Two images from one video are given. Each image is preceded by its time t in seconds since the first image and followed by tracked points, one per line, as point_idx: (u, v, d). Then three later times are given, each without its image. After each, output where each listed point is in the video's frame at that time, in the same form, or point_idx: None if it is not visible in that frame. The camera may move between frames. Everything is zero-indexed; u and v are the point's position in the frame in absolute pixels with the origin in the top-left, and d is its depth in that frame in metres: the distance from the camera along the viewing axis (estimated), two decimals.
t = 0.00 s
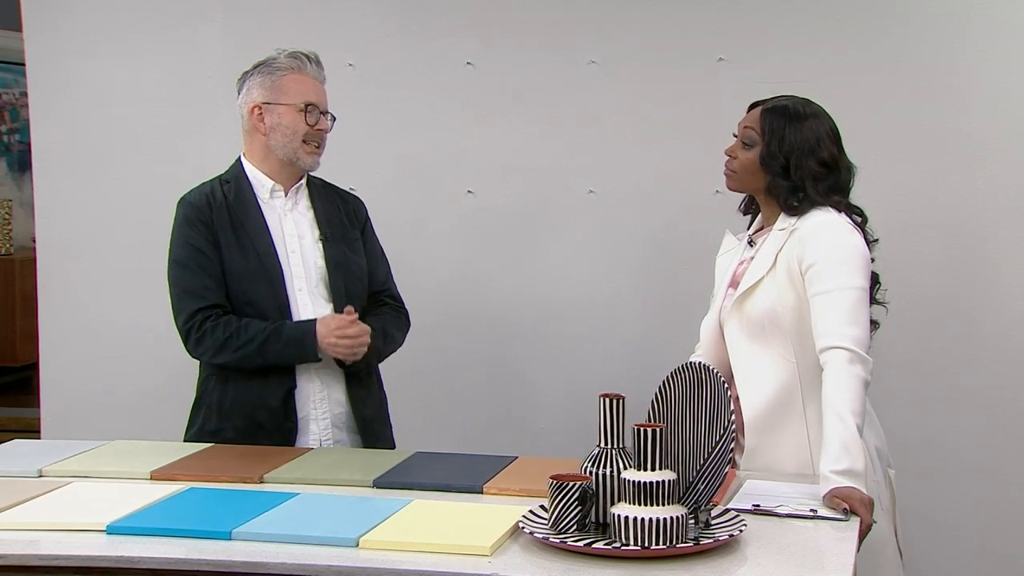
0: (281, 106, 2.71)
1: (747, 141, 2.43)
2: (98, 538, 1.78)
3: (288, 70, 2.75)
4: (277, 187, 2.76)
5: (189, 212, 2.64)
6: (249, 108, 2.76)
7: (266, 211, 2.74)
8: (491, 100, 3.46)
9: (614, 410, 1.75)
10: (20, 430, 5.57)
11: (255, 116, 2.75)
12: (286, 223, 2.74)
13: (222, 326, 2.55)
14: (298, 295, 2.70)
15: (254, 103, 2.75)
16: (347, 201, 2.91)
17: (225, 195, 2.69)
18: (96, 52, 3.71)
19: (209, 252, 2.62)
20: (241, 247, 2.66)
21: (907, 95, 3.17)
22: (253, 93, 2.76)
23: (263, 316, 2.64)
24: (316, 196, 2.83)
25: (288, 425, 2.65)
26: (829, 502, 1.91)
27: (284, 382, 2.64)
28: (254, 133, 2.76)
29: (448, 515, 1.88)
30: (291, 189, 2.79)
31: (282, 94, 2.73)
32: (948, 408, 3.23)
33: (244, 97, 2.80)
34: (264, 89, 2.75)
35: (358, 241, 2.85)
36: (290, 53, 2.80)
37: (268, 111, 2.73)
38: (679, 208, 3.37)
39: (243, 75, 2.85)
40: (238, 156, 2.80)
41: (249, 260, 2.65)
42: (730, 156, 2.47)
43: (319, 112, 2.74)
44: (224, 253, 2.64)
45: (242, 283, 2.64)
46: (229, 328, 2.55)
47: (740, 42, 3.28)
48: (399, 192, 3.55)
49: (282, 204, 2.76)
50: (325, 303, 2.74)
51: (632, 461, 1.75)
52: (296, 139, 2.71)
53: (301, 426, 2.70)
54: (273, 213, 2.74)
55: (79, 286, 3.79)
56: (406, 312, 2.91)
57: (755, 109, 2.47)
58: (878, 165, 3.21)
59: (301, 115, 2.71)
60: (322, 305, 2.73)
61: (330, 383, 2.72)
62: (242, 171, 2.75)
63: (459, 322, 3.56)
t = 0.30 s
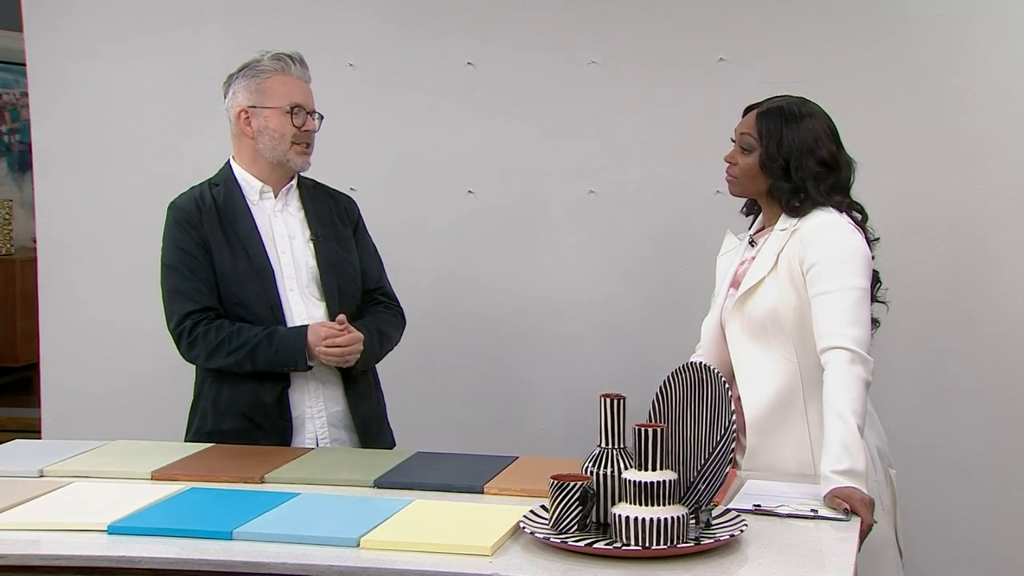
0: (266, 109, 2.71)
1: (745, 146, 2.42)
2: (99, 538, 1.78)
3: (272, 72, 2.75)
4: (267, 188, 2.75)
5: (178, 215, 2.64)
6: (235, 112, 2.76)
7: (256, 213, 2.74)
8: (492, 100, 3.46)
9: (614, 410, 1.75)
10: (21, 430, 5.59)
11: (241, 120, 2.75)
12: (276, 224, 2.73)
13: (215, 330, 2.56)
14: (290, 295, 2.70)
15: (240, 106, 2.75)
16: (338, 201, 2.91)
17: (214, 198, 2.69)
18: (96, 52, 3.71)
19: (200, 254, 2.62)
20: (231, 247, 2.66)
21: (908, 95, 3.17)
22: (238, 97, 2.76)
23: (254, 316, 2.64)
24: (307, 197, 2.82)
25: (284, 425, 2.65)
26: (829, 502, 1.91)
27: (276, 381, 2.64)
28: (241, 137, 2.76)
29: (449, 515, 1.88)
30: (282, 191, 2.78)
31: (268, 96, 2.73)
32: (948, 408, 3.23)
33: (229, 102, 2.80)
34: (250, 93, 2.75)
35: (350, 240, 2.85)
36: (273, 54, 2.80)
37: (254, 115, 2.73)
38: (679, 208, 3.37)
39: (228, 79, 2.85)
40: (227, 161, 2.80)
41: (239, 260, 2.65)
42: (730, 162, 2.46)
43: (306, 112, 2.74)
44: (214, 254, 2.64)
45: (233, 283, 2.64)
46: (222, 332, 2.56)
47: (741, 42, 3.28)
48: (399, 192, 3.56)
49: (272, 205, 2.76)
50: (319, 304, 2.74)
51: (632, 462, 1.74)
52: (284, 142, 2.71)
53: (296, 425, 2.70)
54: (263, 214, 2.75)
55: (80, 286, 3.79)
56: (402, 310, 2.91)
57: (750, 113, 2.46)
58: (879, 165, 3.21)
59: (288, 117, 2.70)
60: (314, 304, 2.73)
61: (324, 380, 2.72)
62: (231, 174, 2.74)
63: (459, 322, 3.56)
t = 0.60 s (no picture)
0: (253, 108, 2.73)
1: (747, 144, 2.42)
2: (100, 538, 1.78)
3: (252, 71, 2.77)
4: (260, 189, 2.75)
5: (171, 218, 2.65)
6: (223, 117, 2.77)
7: (249, 213, 2.74)
8: (493, 100, 3.46)
9: (615, 411, 1.75)
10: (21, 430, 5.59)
11: (230, 123, 2.76)
12: (269, 225, 2.74)
13: (205, 330, 2.56)
14: (284, 295, 2.70)
15: (226, 110, 2.76)
16: (332, 200, 2.90)
17: (207, 200, 2.69)
18: (97, 52, 3.71)
19: (192, 257, 2.62)
20: (223, 247, 2.66)
21: (909, 95, 3.17)
22: (223, 102, 2.78)
23: (246, 316, 2.64)
24: (301, 196, 2.82)
25: (278, 426, 2.65)
26: (830, 502, 1.91)
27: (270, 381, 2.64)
28: (231, 140, 2.77)
29: (451, 514, 1.88)
30: (274, 190, 2.78)
31: (252, 96, 2.74)
32: (948, 408, 3.23)
33: (214, 108, 2.81)
34: (234, 95, 2.76)
35: (344, 239, 2.84)
36: (251, 54, 2.81)
37: (241, 116, 2.74)
38: (679, 208, 3.37)
39: (209, 86, 2.86)
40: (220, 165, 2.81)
41: (231, 261, 2.65)
42: (732, 160, 2.46)
43: (293, 105, 2.76)
44: (207, 256, 2.64)
45: (226, 285, 2.64)
46: (212, 333, 2.56)
47: (741, 42, 3.28)
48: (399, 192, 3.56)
49: (265, 205, 2.76)
50: (312, 303, 2.74)
51: (633, 462, 1.74)
52: (275, 137, 2.72)
53: (290, 424, 2.70)
54: (256, 215, 2.74)
55: (80, 286, 3.79)
56: (399, 309, 2.91)
57: (755, 111, 2.46)
58: (879, 165, 3.21)
59: (275, 112, 2.72)
60: (308, 303, 2.73)
61: (319, 379, 2.72)
62: (224, 176, 2.75)
63: (459, 322, 3.56)
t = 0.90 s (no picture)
0: (233, 116, 2.73)
1: (749, 144, 2.42)
2: (100, 538, 1.78)
3: (230, 78, 2.78)
4: (244, 192, 2.77)
5: (156, 230, 2.69)
6: (203, 125, 2.79)
7: (235, 216, 2.75)
8: (494, 100, 3.46)
9: (616, 411, 1.75)
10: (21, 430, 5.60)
11: (210, 132, 2.77)
12: (256, 227, 2.73)
13: (169, 339, 2.59)
14: (273, 294, 2.70)
15: (206, 119, 2.78)
16: (325, 198, 2.89)
17: (191, 209, 2.72)
18: (97, 53, 3.71)
19: (173, 265, 2.66)
20: (206, 253, 2.67)
21: (910, 95, 3.17)
22: (202, 110, 2.79)
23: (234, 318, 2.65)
24: (289, 196, 2.81)
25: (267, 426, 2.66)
26: (830, 502, 1.91)
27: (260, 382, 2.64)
28: (213, 148, 2.78)
29: (452, 514, 1.88)
30: (259, 192, 2.78)
31: (230, 104, 2.75)
32: (948, 408, 3.23)
33: (194, 116, 2.82)
34: (213, 103, 2.77)
35: (336, 237, 2.83)
36: (228, 60, 2.82)
37: (221, 124, 2.75)
38: (680, 208, 3.37)
39: (187, 93, 2.88)
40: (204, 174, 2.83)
41: (213, 267, 2.67)
42: (734, 161, 2.46)
43: (272, 111, 2.76)
44: (190, 264, 2.67)
45: (210, 291, 2.66)
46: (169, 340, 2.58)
47: (743, 42, 3.28)
48: (400, 193, 3.56)
49: (251, 207, 2.76)
50: (304, 301, 2.73)
51: (633, 462, 1.74)
52: (257, 144, 2.72)
53: (280, 423, 2.71)
54: (242, 218, 2.75)
55: (80, 286, 3.79)
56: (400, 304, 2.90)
57: (757, 113, 2.46)
58: (880, 165, 3.21)
59: (255, 119, 2.73)
60: (299, 300, 2.73)
61: (310, 379, 2.72)
62: (209, 184, 2.76)
63: (460, 322, 3.56)
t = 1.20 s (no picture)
0: (225, 115, 2.74)
1: (750, 144, 2.42)
2: (101, 538, 1.78)
3: (223, 78, 2.78)
4: (243, 193, 2.77)
5: (157, 232, 2.69)
6: (198, 125, 2.80)
7: (234, 218, 2.75)
8: (495, 100, 3.46)
9: (617, 411, 1.75)
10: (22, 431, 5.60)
11: (204, 131, 2.78)
12: (256, 227, 2.74)
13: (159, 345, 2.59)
14: (274, 295, 2.71)
15: (200, 118, 2.79)
16: (326, 196, 2.89)
17: (191, 210, 2.72)
18: (99, 53, 3.71)
19: (172, 269, 2.66)
20: (205, 254, 2.68)
21: (911, 95, 3.18)
22: (197, 109, 2.80)
23: (235, 318, 2.65)
24: (287, 195, 2.82)
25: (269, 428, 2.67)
26: (831, 502, 1.91)
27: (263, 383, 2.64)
28: (209, 148, 2.79)
29: (452, 514, 1.88)
30: (258, 192, 2.78)
31: (223, 102, 2.75)
32: (949, 408, 3.23)
33: (190, 116, 2.84)
34: (206, 103, 2.78)
35: (337, 235, 2.83)
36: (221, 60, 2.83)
37: (214, 123, 2.76)
38: (680, 208, 3.37)
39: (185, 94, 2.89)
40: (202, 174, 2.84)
41: (215, 269, 2.67)
42: (736, 160, 2.45)
43: (265, 109, 2.76)
44: (190, 266, 2.67)
45: (210, 292, 2.66)
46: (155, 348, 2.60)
47: (744, 42, 3.28)
48: (401, 193, 3.56)
49: (250, 206, 2.77)
50: (305, 301, 2.74)
51: (634, 461, 1.74)
52: (248, 143, 2.72)
53: (283, 423, 2.71)
54: (242, 218, 2.75)
55: (82, 286, 3.80)
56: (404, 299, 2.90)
57: (759, 112, 2.46)
58: (881, 166, 3.21)
59: (246, 118, 2.72)
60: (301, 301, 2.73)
61: (312, 378, 2.72)
62: (207, 184, 2.76)
63: (460, 322, 3.56)
